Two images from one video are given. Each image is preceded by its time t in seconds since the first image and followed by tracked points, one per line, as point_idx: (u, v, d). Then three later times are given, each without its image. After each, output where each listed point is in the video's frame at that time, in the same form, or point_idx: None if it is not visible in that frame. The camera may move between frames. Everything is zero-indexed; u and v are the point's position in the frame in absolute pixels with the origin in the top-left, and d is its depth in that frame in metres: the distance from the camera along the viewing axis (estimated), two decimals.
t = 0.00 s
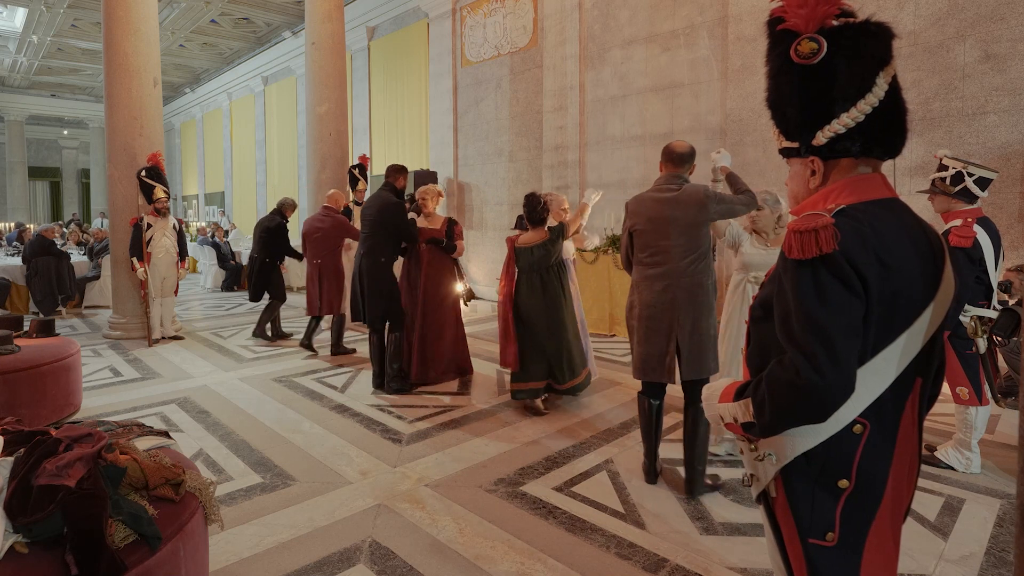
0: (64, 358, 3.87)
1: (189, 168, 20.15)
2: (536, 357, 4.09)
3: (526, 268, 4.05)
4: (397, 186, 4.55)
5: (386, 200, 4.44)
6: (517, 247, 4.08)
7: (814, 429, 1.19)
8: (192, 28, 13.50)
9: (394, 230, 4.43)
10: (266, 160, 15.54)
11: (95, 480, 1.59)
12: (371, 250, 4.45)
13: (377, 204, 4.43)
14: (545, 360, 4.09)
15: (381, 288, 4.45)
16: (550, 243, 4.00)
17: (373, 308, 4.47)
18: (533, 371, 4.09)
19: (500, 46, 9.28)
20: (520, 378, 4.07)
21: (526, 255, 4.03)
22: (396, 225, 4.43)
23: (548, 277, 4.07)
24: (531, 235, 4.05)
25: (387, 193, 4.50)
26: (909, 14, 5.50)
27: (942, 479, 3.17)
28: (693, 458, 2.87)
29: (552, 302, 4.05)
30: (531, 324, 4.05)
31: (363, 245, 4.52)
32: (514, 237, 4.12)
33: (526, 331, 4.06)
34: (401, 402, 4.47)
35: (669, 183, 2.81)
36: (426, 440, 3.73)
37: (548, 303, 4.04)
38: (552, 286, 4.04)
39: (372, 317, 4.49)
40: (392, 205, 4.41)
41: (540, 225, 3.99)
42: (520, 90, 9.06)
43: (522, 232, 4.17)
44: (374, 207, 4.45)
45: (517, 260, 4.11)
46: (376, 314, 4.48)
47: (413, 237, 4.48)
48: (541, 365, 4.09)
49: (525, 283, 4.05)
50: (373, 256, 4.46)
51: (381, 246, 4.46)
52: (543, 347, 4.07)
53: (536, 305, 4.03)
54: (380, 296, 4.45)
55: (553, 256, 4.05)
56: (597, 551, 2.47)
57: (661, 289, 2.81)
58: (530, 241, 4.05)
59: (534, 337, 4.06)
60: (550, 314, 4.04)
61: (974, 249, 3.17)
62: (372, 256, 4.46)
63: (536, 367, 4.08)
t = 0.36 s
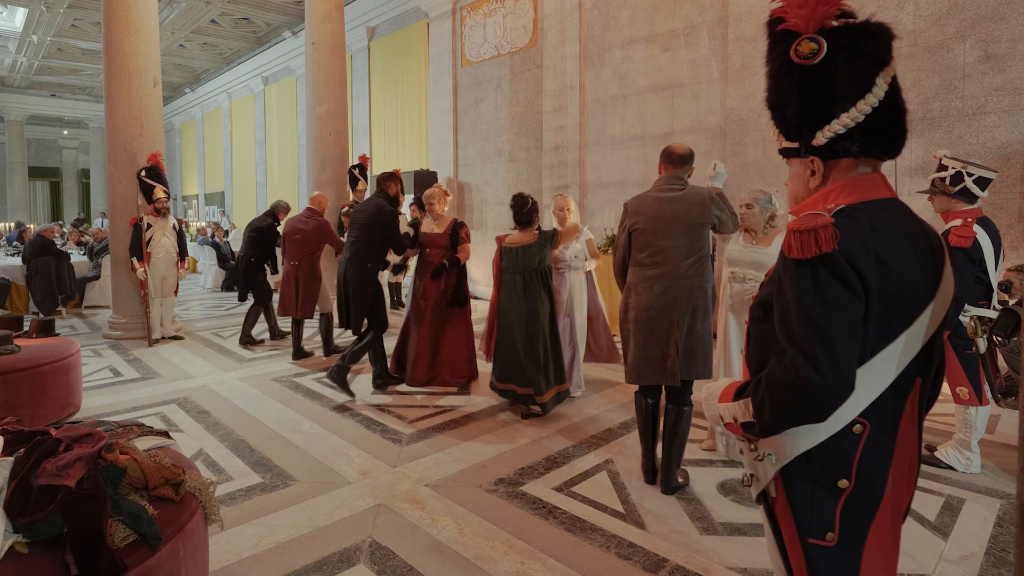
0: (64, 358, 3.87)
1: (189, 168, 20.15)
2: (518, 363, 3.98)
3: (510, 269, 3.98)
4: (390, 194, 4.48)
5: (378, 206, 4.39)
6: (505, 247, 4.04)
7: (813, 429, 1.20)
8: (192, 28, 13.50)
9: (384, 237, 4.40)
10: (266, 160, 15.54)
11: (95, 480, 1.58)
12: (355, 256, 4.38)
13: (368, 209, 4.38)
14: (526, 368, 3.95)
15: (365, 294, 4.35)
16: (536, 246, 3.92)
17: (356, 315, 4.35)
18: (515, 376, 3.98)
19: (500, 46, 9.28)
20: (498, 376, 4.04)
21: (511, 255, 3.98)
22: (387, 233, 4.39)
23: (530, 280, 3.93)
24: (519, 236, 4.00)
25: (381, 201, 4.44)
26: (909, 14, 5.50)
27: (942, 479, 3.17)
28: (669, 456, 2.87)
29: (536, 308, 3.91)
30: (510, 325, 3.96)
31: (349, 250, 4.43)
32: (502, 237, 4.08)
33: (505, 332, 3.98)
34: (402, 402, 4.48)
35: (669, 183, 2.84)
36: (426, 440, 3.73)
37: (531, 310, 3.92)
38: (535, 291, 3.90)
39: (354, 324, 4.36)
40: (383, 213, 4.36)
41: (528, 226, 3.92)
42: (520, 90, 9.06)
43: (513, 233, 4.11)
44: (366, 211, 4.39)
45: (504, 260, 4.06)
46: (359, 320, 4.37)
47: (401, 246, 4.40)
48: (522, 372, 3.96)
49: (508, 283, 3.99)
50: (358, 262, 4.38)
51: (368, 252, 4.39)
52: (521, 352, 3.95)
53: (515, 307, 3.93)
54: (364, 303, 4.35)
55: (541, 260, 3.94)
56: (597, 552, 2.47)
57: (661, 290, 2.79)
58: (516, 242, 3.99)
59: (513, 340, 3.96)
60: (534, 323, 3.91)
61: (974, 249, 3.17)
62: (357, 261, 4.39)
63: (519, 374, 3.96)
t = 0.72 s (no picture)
0: (64, 358, 3.87)
1: (189, 168, 20.15)
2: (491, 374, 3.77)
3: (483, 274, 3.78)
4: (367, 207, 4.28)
5: (355, 217, 4.15)
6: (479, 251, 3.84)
7: (813, 429, 1.20)
8: (192, 28, 13.51)
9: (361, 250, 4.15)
10: (266, 160, 15.54)
11: (95, 480, 1.59)
12: (329, 270, 4.07)
13: (343, 218, 4.13)
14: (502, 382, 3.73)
15: (340, 309, 4.05)
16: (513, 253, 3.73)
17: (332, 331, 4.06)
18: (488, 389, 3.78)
19: (500, 46, 9.28)
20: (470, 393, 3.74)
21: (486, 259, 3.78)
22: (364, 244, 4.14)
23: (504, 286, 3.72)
24: (494, 240, 3.81)
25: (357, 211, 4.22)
26: (909, 14, 5.50)
27: (942, 479, 3.17)
28: (669, 456, 2.88)
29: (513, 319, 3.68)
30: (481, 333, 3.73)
31: (320, 262, 4.14)
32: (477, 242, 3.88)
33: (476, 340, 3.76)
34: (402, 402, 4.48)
35: (665, 187, 2.80)
36: (426, 440, 3.73)
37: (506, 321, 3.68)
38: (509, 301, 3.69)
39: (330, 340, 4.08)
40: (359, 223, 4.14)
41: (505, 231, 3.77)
42: (520, 90, 9.07)
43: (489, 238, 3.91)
44: (342, 221, 4.14)
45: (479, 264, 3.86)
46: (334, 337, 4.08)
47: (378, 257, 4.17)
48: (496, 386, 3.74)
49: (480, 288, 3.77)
50: (332, 275, 4.07)
51: (343, 265, 4.10)
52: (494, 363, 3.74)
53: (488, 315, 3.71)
54: (340, 319, 4.05)
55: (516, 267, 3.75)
56: (597, 552, 2.47)
57: (652, 297, 2.75)
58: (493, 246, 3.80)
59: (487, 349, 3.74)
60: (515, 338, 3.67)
61: (974, 249, 3.17)
62: (331, 274, 4.08)
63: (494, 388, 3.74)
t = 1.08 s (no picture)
0: (64, 358, 3.87)
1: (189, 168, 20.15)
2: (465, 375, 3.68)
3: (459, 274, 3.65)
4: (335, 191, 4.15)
5: (321, 208, 4.01)
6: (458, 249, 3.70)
7: (813, 429, 1.20)
8: (192, 28, 13.50)
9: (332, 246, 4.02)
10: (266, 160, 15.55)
11: (95, 480, 1.59)
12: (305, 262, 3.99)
13: (311, 207, 4.00)
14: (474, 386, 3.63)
15: (314, 304, 4.00)
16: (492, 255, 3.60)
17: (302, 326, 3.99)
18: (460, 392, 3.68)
19: (500, 46, 9.27)
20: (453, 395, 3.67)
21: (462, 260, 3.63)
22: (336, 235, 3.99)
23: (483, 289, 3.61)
24: (475, 240, 3.66)
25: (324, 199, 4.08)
26: (909, 14, 5.50)
27: (942, 479, 3.17)
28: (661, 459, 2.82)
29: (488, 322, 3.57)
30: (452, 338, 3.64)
31: (296, 254, 4.05)
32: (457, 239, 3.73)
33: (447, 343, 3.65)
34: (402, 402, 4.48)
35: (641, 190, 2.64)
36: (426, 440, 3.73)
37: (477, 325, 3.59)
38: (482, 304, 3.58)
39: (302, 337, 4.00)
40: (333, 209, 3.99)
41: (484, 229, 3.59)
42: (521, 90, 9.07)
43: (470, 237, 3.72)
44: (309, 214, 4.01)
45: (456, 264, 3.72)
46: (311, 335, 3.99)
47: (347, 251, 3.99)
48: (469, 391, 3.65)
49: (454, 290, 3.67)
50: (308, 267, 4.00)
51: (317, 257, 3.99)
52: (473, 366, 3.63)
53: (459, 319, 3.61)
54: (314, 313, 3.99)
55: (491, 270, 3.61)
56: (597, 552, 2.47)
57: (620, 302, 2.57)
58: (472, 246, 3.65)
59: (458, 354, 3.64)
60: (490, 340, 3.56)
61: (974, 249, 3.16)
62: (307, 266, 4.01)
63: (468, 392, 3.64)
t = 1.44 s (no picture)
0: (64, 358, 3.87)
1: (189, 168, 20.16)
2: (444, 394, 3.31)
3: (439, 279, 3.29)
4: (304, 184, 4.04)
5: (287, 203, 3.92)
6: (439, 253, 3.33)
7: (813, 430, 1.19)
8: (192, 28, 13.50)
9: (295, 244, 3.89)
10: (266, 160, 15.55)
11: (95, 480, 1.59)
12: (275, 260, 3.91)
13: (279, 203, 3.93)
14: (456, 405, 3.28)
15: (284, 304, 3.91)
16: (476, 260, 3.23)
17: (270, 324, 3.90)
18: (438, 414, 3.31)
19: (500, 46, 9.28)
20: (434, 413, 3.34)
21: (442, 265, 3.28)
22: (302, 230, 3.85)
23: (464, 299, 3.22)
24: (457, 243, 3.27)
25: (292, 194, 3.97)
26: (909, 14, 5.50)
27: (942, 479, 3.17)
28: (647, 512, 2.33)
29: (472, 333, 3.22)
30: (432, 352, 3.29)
31: (268, 253, 3.96)
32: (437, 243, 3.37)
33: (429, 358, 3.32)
34: (402, 402, 4.47)
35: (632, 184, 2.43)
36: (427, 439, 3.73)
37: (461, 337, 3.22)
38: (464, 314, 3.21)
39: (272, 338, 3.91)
40: (298, 203, 3.88)
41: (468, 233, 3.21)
42: (520, 90, 9.07)
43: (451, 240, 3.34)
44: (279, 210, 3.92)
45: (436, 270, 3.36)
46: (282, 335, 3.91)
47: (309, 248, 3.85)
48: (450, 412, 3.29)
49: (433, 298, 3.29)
50: (279, 266, 3.92)
51: (286, 254, 3.90)
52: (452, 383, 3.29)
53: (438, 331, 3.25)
54: (285, 313, 3.90)
55: (475, 276, 3.23)
56: (597, 552, 2.47)
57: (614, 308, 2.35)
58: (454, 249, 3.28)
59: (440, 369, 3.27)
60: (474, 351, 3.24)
61: (974, 249, 3.16)
62: (279, 266, 3.92)
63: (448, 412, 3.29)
